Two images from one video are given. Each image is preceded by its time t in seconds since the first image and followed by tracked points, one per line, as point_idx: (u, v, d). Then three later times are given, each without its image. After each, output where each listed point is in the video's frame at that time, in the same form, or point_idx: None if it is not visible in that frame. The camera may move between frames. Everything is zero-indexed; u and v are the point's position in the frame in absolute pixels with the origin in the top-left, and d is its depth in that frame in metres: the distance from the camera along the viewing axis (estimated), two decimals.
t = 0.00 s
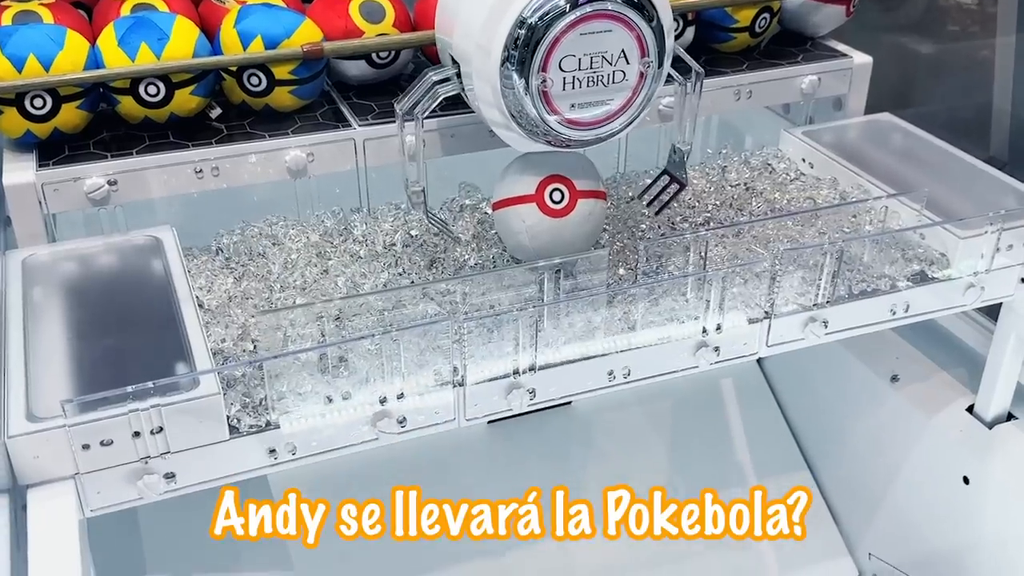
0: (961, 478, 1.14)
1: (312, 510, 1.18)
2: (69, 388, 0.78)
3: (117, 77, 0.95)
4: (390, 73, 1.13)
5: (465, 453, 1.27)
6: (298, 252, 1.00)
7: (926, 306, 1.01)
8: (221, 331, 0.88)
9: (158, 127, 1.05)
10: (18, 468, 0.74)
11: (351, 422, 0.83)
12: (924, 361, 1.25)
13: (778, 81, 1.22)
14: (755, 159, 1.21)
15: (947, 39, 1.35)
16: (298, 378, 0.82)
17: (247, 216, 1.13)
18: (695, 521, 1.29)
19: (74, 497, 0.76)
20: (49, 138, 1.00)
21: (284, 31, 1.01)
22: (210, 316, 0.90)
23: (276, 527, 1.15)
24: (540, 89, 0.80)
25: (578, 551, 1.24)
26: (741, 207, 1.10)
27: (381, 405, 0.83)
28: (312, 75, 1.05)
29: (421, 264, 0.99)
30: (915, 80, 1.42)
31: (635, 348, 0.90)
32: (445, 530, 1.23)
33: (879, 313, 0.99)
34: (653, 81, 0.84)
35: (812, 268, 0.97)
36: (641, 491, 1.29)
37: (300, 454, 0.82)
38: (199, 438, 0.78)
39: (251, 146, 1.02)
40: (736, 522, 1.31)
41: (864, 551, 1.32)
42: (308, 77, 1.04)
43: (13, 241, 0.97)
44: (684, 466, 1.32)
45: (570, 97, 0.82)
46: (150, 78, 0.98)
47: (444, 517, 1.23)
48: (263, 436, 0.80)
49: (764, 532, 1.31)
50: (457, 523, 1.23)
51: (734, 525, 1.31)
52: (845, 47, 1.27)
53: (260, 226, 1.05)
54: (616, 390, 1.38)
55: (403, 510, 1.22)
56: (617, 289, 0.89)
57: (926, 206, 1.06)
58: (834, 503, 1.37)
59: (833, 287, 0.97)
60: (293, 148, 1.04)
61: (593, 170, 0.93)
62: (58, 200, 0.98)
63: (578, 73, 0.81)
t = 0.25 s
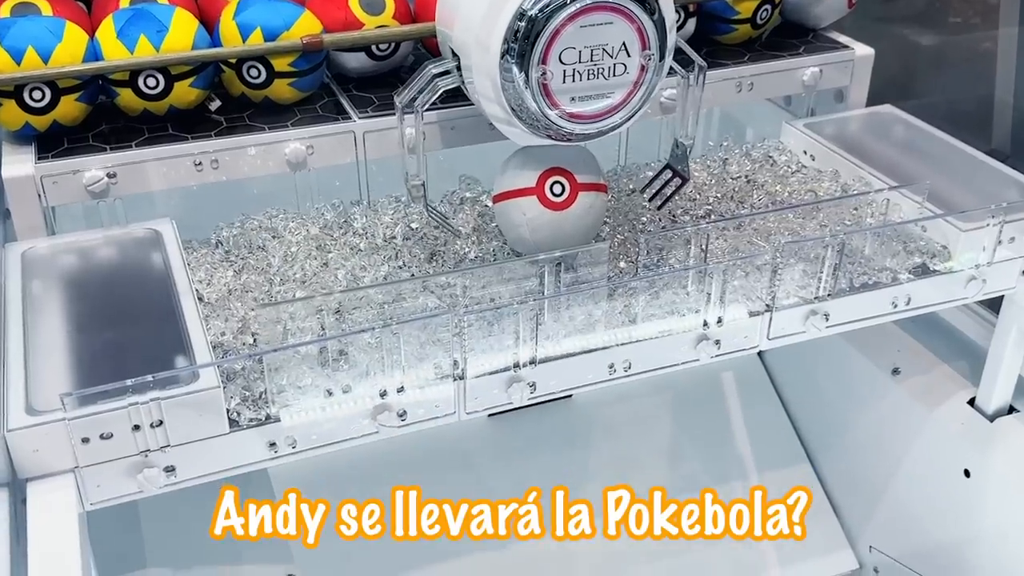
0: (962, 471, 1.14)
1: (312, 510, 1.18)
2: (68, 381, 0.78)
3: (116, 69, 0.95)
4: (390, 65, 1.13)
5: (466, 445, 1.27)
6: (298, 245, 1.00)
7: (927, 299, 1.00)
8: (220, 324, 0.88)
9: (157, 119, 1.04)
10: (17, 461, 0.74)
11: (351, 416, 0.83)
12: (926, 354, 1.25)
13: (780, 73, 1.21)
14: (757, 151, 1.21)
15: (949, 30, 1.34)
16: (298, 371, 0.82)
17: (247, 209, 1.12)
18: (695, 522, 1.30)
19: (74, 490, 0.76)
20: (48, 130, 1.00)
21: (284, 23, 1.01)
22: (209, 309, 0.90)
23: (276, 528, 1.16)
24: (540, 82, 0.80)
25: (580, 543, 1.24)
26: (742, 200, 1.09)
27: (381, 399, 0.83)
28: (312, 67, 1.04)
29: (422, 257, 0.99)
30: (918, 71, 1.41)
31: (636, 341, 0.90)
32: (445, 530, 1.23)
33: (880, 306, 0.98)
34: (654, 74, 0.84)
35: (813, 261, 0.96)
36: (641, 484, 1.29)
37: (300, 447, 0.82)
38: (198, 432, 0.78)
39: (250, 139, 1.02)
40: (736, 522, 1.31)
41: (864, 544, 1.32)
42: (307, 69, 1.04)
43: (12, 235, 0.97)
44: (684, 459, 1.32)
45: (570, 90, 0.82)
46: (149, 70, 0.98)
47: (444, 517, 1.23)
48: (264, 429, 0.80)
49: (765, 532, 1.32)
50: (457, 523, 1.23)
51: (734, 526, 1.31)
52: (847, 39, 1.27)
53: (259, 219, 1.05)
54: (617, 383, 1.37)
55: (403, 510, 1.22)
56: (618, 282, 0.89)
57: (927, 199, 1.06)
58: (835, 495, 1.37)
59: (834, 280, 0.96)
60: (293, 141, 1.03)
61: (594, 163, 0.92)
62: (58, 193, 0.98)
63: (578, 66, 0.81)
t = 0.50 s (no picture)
0: (959, 468, 1.14)
1: (311, 509, 1.18)
2: (63, 378, 0.78)
3: (112, 66, 0.95)
4: (387, 62, 1.13)
5: (463, 442, 1.27)
6: (294, 243, 1.00)
7: (923, 296, 1.00)
8: (216, 322, 0.88)
9: (154, 117, 1.04)
10: (13, 459, 0.74)
11: (347, 413, 0.83)
12: (924, 351, 1.25)
13: (778, 70, 1.21)
14: (755, 148, 1.20)
15: (948, 27, 1.34)
16: (293, 369, 0.82)
17: (244, 206, 1.12)
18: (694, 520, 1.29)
19: (69, 488, 0.76)
20: (45, 128, 1.00)
21: (280, 20, 1.01)
22: (205, 307, 0.90)
23: (275, 526, 1.17)
24: (534, 79, 0.80)
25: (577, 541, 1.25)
26: (739, 198, 1.09)
27: (376, 396, 0.83)
28: (308, 64, 1.04)
29: (418, 254, 0.99)
30: (916, 68, 1.41)
31: (632, 339, 0.90)
32: (443, 527, 1.23)
33: (876, 304, 0.98)
34: (649, 72, 0.84)
35: (810, 259, 0.96)
36: (639, 481, 1.29)
37: (295, 445, 0.82)
38: (193, 429, 0.78)
39: (247, 136, 1.02)
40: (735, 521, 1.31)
41: (862, 541, 1.32)
42: (304, 66, 1.04)
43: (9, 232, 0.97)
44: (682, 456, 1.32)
45: (565, 88, 0.82)
46: (145, 67, 0.98)
47: (444, 517, 1.23)
48: (259, 427, 0.80)
49: (763, 531, 1.32)
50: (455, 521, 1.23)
51: (733, 524, 1.31)
52: (845, 36, 1.26)
53: (256, 216, 1.05)
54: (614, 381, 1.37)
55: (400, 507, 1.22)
56: (614, 279, 0.89)
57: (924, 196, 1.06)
58: (832, 492, 1.37)
59: (831, 277, 0.96)
60: (289, 138, 1.03)
61: (590, 160, 0.92)
62: (54, 190, 0.98)
63: (573, 64, 0.81)
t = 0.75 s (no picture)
0: (954, 467, 1.14)
1: (309, 505, 1.19)
2: (59, 374, 0.79)
3: (110, 65, 0.95)
4: (384, 60, 1.13)
5: (461, 438, 1.28)
6: (290, 240, 1.00)
7: (918, 295, 1.00)
8: (211, 319, 0.89)
9: (152, 114, 1.05)
10: (9, 454, 0.75)
11: (339, 411, 0.83)
12: (921, 349, 1.25)
13: (775, 69, 1.21)
14: (752, 146, 1.20)
15: (948, 25, 1.34)
16: (287, 366, 0.83)
17: (241, 203, 1.13)
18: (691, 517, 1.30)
19: (64, 483, 0.77)
20: (44, 125, 1.00)
21: (277, 18, 1.01)
22: (201, 304, 0.91)
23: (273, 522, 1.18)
24: (527, 77, 0.80)
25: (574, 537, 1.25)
26: (735, 196, 1.10)
27: (369, 394, 0.84)
28: (305, 62, 1.05)
29: (413, 252, 0.99)
30: (916, 66, 1.41)
31: (625, 337, 0.91)
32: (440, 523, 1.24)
33: (870, 303, 0.99)
34: (641, 71, 0.84)
35: (803, 258, 0.97)
36: (636, 477, 1.30)
37: (288, 442, 0.83)
38: (187, 425, 0.79)
39: (245, 134, 1.03)
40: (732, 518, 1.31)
41: (858, 539, 1.33)
42: (301, 64, 1.04)
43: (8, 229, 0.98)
44: (679, 453, 1.33)
45: (556, 86, 0.82)
46: (143, 66, 0.98)
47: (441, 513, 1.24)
48: (252, 423, 0.81)
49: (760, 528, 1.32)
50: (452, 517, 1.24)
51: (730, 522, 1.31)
52: (844, 34, 1.26)
53: (253, 213, 1.06)
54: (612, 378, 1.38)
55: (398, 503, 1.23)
56: (607, 278, 0.90)
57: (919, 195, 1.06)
58: (829, 490, 1.37)
59: (825, 276, 0.97)
60: (286, 136, 1.04)
61: (586, 154, 0.93)
62: (52, 187, 0.98)
63: (565, 62, 0.81)
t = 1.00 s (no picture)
0: (953, 466, 1.15)
1: (309, 503, 1.20)
2: (61, 373, 0.79)
3: (112, 65, 0.96)
4: (385, 61, 1.14)
5: (461, 437, 1.28)
6: (291, 240, 1.01)
7: (916, 295, 1.01)
8: (211, 318, 0.89)
9: (154, 114, 1.06)
10: (10, 452, 0.75)
11: (339, 409, 0.84)
12: (920, 349, 1.25)
13: (775, 69, 1.21)
14: (751, 146, 1.21)
15: (947, 25, 1.34)
16: (287, 365, 0.84)
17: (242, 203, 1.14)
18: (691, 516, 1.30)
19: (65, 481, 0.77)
20: (46, 125, 1.01)
21: (278, 18, 1.02)
22: (201, 304, 0.92)
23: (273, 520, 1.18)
24: (526, 79, 0.80)
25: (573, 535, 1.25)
26: (734, 196, 1.10)
27: (368, 393, 0.85)
28: (306, 63, 1.05)
29: (413, 252, 1.00)
30: (915, 67, 1.41)
31: (623, 336, 0.91)
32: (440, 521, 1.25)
33: (868, 303, 0.99)
34: (640, 72, 0.85)
35: (802, 258, 0.97)
36: (635, 477, 1.30)
37: (288, 440, 0.84)
38: (187, 424, 0.79)
39: (246, 134, 1.03)
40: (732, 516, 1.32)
41: (857, 538, 1.33)
42: (302, 65, 1.05)
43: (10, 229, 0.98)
44: (678, 452, 1.33)
45: (556, 88, 0.82)
46: (144, 66, 0.99)
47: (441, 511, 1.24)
48: (252, 422, 0.81)
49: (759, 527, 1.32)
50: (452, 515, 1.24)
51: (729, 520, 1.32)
52: (843, 34, 1.27)
53: (254, 213, 1.06)
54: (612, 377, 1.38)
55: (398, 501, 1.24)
56: (605, 278, 0.90)
57: (917, 195, 1.06)
58: (829, 489, 1.37)
59: (823, 276, 0.97)
60: (287, 136, 1.04)
61: (586, 154, 0.93)
62: (54, 187, 0.99)
63: (565, 64, 0.81)
